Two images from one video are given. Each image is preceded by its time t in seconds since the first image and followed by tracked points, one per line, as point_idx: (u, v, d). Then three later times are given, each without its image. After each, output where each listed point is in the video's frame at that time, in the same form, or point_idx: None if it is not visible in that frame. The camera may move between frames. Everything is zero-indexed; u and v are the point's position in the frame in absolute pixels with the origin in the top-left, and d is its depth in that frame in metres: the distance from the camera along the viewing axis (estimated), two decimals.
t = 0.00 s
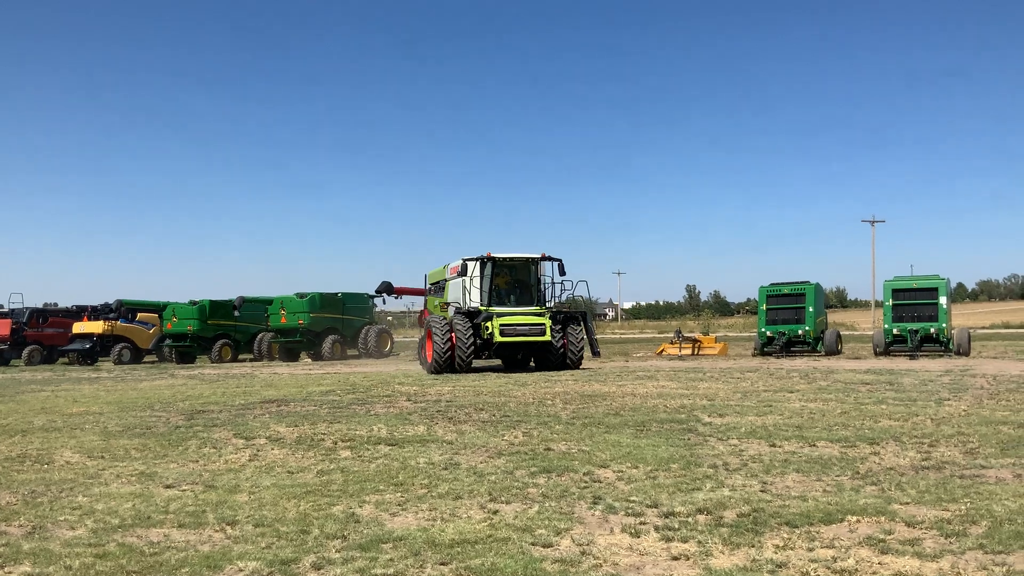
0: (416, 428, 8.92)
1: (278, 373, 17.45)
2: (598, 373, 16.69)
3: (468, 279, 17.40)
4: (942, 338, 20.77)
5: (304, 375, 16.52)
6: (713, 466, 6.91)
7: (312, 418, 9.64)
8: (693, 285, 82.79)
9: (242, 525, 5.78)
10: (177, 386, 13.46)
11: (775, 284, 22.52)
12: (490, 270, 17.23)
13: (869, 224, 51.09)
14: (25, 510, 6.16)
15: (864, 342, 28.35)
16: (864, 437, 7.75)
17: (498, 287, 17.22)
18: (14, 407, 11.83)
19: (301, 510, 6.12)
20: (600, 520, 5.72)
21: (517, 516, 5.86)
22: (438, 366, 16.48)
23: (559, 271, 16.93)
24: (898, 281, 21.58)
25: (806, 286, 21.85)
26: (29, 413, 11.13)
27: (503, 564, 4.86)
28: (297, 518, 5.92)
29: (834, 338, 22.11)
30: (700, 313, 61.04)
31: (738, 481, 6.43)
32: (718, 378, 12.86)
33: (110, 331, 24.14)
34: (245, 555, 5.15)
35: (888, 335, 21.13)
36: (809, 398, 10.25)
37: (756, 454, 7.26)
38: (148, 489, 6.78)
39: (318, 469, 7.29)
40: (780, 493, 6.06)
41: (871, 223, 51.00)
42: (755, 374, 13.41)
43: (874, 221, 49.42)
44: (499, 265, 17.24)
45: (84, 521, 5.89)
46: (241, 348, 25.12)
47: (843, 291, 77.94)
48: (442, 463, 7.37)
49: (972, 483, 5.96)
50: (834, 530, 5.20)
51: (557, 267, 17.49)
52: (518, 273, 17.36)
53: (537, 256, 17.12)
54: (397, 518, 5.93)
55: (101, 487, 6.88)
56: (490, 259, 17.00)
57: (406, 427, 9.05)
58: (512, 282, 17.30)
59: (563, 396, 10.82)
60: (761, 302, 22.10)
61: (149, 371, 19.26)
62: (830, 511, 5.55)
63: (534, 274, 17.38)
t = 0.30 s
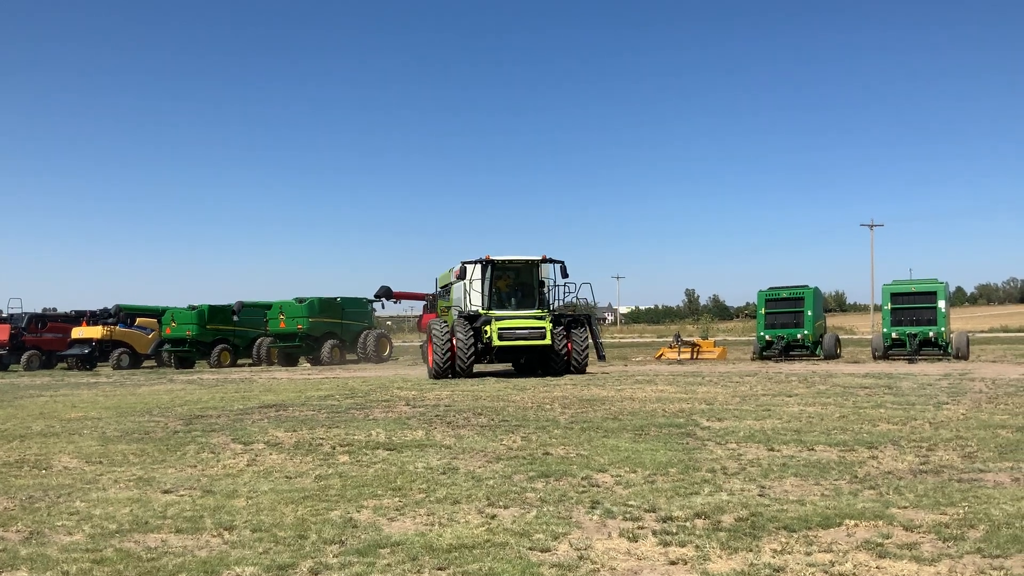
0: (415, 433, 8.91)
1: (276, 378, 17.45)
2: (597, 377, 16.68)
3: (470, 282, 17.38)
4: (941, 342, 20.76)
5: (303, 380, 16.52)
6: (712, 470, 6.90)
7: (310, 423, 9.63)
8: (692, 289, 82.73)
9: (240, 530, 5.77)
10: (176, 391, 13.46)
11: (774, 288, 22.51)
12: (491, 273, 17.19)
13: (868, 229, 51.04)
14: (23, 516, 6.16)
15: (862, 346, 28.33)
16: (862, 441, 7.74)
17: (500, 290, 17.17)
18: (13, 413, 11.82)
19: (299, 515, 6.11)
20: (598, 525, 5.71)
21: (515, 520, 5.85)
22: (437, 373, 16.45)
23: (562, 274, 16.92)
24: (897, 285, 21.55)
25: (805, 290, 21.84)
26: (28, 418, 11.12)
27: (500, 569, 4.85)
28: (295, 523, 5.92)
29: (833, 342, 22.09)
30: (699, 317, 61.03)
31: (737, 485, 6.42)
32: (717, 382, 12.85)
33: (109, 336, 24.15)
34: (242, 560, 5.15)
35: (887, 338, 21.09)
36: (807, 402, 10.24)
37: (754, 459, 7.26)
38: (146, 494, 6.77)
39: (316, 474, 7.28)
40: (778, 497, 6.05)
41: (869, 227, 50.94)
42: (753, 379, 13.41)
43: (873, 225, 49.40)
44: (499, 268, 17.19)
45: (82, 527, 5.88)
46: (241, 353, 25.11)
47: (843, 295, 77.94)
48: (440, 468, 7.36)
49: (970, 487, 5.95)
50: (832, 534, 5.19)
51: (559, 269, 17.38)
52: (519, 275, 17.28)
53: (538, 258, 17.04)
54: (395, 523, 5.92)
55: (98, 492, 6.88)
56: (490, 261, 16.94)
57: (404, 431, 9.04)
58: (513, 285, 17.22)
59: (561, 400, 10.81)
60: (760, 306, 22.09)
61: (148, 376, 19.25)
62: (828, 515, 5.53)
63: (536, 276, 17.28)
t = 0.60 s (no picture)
0: (414, 436, 8.90)
1: (276, 381, 17.45)
2: (597, 381, 16.67)
3: (472, 284, 17.40)
4: (940, 344, 20.76)
5: (303, 384, 16.52)
6: (710, 472, 6.90)
7: (310, 426, 9.63)
8: (693, 292, 82.71)
9: (238, 534, 5.77)
10: (175, 394, 13.47)
11: (773, 291, 22.50)
12: (492, 275, 17.20)
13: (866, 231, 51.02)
14: (22, 520, 6.15)
15: (861, 348, 28.28)
16: (861, 444, 7.73)
17: (501, 292, 17.17)
18: (12, 416, 11.83)
19: (297, 518, 6.11)
20: (596, 527, 5.70)
21: (513, 524, 5.84)
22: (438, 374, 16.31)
23: (564, 274, 16.90)
24: (896, 288, 21.53)
25: (805, 293, 21.83)
26: (27, 422, 11.13)
27: (498, 573, 4.85)
28: (293, 526, 5.91)
29: (832, 344, 22.07)
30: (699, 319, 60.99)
31: (736, 488, 6.41)
32: (716, 385, 12.82)
33: (108, 339, 24.17)
34: (240, 563, 5.15)
35: (886, 341, 21.07)
36: (806, 405, 10.23)
37: (753, 461, 7.25)
38: (145, 497, 6.77)
39: (315, 477, 7.28)
40: (776, 500, 6.04)
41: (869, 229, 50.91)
42: (752, 381, 13.39)
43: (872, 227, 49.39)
44: (499, 270, 17.19)
45: (80, 530, 5.88)
46: (240, 356, 25.10)
47: (843, 298, 77.93)
48: (439, 471, 7.36)
49: (969, 489, 5.94)
50: (830, 537, 5.18)
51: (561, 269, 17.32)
52: (521, 276, 17.24)
53: (538, 259, 17.00)
54: (393, 526, 5.92)
55: (97, 496, 6.87)
56: (489, 263, 16.93)
57: (403, 434, 9.04)
58: (514, 287, 17.20)
59: (561, 403, 10.81)
60: (759, 309, 22.07)
61: (148, 380, 19.26)
62: (826, 518, 5.53)
63: (537, 277, 17.22)
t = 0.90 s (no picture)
0: (415, 436, 8.91)
1: (277, 381, 17.48)
2: (598, 381, 16.66)
3: (473, 284, 17.41)
4: (942, 344, 20.72)
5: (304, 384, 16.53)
6: (710, 472, 6.89)
7: (310, 427, 9.65)
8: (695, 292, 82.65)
9: (238, 534, 5.77)
10: (177, 395, 13.49)
11: (774, 291, 22.47)
12: (492, 274, 17.22)
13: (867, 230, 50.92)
14: (22, 520, 6.17)
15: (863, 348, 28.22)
16: (861, 444, 7.72)
17: (502, 292, 17.18)
18: (14, 417, 11.85)
19: (297, 519, 6.11)
20: (596, 528, 5.70)
21: (513, 524, 5.84)
22: (438, 375, 16.38)
23: (566, 273, 16.90)
24: (897, 288, 21.48)
25: (806, 293, 21.79)
26: (29, 422, 11.14)
27: (497, 573, 4.85)
28: (293, 527, 5.92)
29: (834, 345, 22.03)
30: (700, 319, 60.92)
31: (736, 488, 6.41)
32: (718, 385, 12.79)
33: (109, 340, 24.22)
34: (240, 564, 5.15)
35: (887, 341, 21.02)
36: (807, 405, 10.21)
37: (754, 461, 7.24)
38: (145, 498, 6.79)
39: (315, 478, 7.29)
40: (777, 500, 6.03)
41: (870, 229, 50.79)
42: (754, 381, 13.38)
43: (873, 228, 49.31)
44: (500, 270, 17.21)
45: (81, 531, 5.89)
46: (242, 357, 25.14)
47: (845, 298, 77.79)
48: (439, 472, 7.36)
49: (969, 489, 5.93)
50: (830, 537, 5.18)
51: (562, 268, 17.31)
52: (522, 276, 17.22)
53: (539, 258, 16.99)
54: (393, 526, 5.92)
55: (98, 496, 6.89)
56: (489, 262, 16.95)
57: (404, 435, 9.04)
58: (515, 286, 17.19)
59: (561, 404, 10.81)
60: (760, 309, 22.04)
61: (150, 380, 19.29)
62: (826, 518, 5.52)
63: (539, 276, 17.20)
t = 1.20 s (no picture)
0: (417, 436, 8.92)
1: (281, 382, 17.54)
2: (601, 382, 16.67)
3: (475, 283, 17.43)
4: (944, 344, 20.66)
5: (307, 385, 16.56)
6: (712, 473, 6.88)
7: (313, 427, 9.67)
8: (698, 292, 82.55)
9: (240, 535, 5.79)
10: (180, 395, 13.52)
11: (776, 291, 22.42)
12: (493, 274, 17.23)
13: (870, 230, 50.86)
14: (25, 520, 6.19)
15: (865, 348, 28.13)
16: (864, 444, 7.70)
17: (504, 291, 17.20)
18: (17, 418, 11.88)
19: (298, 519, 6.12)
20: (597, 528, 5.70)
21: (515, 524, 5.85)
22: (442, 377, 16.28)
23: (569, 272, 16.87)
24: (900, 288, 21.41)
25: (808, 293, 21.74)
26: (32, 422, 11.18)
27: (498, 573, 4.85)
28: (295, 527, 5.93)
29: (836, 345, 21.99)
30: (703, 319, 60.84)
31: (737, 488, 6.41)
32: (720, 385, 12.77)
33: (113, 341, 24.29)
34: (241, 564, 5.16)
35: (890, 341, 20.96)
36: (810, 405, 10.19)
37: (756, 462, 7.23)
38: (148, 498, 6.81)
39: (317, 478, 7.31)
40: (778, 500, 6.03)
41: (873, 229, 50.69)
42: (757, 381, 13.37)
43: (876, 228, 49.20)
44: (501, 270, 17.21)
45: (83, 531, 5.91)
46: (245, 357, 25.19)
47: (848, 298, 77.66)
48: (441, 472, 7.37)
49: (971, 489, 5.91)
50: (832, 537, 5.16)
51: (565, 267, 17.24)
52: (524, 275, 17.21)
53: (540, 258, 16.95)
54: (395, 526, 5.93)
55: (100, 496, 6.91)
56: (490, 261, 16.94)
57: (406, 435, 9.05)
58: (517, 286, 17.20)
59: (564, 404, 10.80)
60: (763, 309, 21.99)
61: (153, 381, 19.36)
62: (827, 518, 5.51)
63: (541, 275, 17.18)
